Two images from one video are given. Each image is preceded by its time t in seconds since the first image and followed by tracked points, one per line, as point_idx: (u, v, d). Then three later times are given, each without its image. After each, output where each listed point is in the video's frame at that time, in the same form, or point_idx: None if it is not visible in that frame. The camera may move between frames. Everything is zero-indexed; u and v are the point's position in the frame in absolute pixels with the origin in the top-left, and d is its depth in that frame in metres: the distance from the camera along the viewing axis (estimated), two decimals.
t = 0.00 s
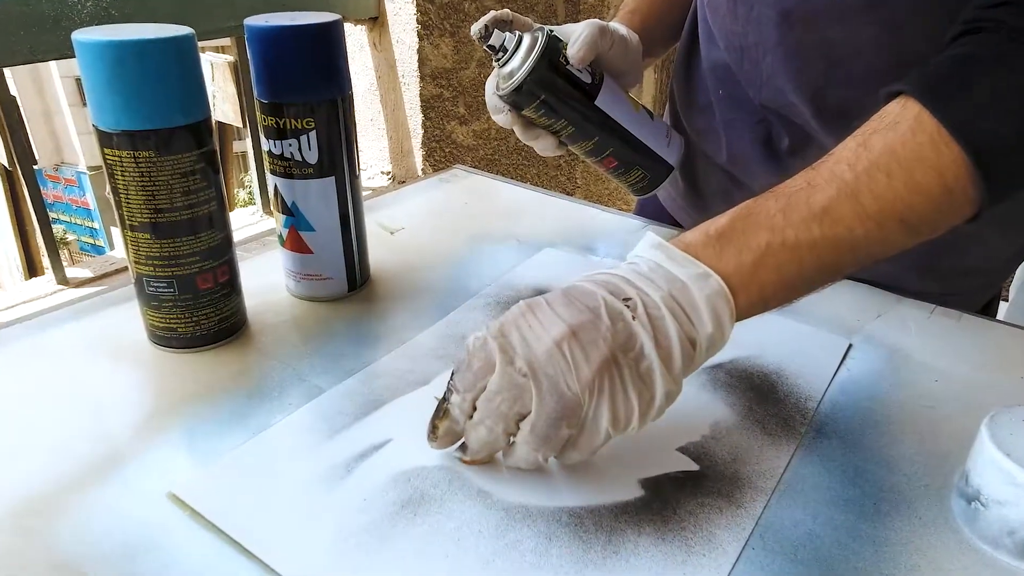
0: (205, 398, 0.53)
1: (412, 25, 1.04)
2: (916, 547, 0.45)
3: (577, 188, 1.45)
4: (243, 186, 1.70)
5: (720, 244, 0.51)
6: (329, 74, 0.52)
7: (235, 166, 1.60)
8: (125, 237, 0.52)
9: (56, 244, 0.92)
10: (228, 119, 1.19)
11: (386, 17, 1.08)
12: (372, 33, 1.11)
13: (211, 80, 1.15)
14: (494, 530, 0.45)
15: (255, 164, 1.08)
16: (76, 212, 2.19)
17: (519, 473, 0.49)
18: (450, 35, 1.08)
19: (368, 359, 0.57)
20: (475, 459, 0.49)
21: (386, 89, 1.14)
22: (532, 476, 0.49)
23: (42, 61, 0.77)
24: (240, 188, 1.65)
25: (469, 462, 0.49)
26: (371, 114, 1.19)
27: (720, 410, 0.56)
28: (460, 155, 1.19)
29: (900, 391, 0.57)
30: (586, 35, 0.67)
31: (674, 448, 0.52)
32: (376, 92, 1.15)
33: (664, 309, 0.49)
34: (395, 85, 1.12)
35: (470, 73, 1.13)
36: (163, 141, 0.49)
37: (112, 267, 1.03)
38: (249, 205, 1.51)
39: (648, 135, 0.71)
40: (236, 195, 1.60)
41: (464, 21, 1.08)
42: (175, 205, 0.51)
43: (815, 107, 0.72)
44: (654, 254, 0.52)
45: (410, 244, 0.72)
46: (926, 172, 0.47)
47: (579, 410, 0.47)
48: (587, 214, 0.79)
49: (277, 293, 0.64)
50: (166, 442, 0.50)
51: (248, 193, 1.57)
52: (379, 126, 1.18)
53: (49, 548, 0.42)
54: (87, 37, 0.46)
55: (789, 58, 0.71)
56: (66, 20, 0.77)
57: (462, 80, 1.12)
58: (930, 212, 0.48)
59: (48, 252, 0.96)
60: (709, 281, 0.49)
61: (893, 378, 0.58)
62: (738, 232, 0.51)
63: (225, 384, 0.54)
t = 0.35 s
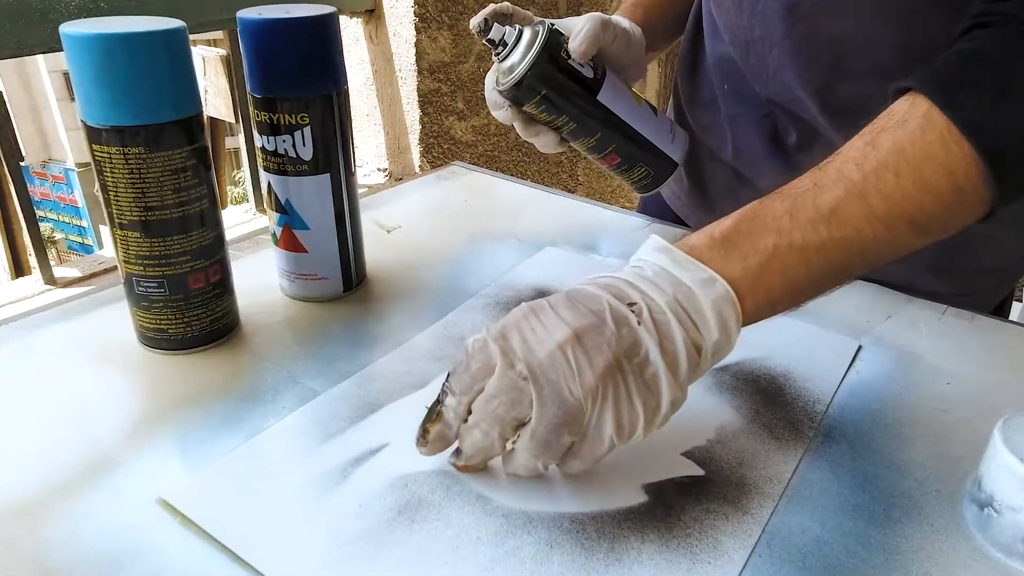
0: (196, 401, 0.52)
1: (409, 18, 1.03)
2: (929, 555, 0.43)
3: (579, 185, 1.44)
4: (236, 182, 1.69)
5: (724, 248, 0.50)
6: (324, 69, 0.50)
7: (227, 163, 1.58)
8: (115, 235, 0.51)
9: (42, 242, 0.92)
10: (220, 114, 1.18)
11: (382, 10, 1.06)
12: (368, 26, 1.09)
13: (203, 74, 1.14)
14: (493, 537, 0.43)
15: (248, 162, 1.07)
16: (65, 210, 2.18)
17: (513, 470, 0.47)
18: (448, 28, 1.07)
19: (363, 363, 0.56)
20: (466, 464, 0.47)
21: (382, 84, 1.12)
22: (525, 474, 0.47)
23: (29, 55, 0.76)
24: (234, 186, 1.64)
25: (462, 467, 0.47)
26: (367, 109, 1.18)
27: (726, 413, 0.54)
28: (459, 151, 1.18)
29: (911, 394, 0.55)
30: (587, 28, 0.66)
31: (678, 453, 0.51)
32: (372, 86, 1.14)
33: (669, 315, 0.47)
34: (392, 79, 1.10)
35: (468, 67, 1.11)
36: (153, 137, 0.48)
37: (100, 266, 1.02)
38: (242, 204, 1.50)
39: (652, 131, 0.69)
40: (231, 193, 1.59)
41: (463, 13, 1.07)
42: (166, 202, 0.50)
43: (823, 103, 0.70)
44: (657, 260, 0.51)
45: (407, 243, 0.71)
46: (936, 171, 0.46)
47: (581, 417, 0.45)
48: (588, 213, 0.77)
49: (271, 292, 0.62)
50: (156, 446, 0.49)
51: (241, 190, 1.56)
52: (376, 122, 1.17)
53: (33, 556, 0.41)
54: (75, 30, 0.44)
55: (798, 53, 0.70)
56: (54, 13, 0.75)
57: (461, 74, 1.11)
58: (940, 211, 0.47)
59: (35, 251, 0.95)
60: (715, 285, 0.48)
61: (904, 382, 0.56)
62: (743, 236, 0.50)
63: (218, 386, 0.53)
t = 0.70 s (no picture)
0: (188, 403, 0.50)
1: (407, 10, 1.01)
2: (944, 563, 0.42)
3: (581, 183, 1.43)
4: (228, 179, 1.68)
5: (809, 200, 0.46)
6: (320, 62, 0.49)
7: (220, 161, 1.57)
8: (104, 234, 0.49)
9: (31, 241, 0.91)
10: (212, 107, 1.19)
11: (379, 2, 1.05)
12: (364, 19, 1.08)
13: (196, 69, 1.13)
14: (493, 543, 0.42)
15: (242, 159, 1.06)
16: (53, 207, 2.16)
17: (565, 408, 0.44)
18: (446, 21, 1.05)
19: (359, 364, 0.54)
20: (516, 403, 0.44)
21: (379, 78, 1.11)
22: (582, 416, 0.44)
23: (16, 48, 0.75)
24: (228, 183, 1.62)
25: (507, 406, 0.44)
26: (363, 103, 1.16)
27: (730, 416, 0.52)
28: (456, 148, 1.17)
29: (922, 397, 0.54)
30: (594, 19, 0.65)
31: (682, 455, 0.49)
32: (369, 80, 1.13)
33: (746, 270, 0.44)
34: (389, 73, 1.09)
35: (467, 62, 1.09)
36: (143, 134, 0.47)
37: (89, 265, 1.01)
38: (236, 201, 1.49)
39: (672, 116, 0.68)
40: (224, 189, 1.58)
41: (461, 6, 1.05)
42: (157, 200, 0.48)
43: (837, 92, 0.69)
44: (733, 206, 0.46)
45: (404, 241, 0.70)
46: None
47: (644, 368, 0.42)
48: (590, 211, 0.76)
49: (266, 292, 0.61)
50: (146, 449, 0.47)
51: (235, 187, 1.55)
52: (372, 117, 1.16)
53: (18, 563, 0.40)
54: (63, 24, 0.43)
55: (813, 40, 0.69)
56: (41, 5, 0.74)
57: (459, 68, 1.09)
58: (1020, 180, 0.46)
59: (23, 250, 0.94)
60: (795, 242, 0.44)
61: (915, 384, 0.55)
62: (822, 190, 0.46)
63: (210, 389, 0.52)
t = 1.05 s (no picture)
0: (180, 407, 0.49)
1: (403, 4, 1.00)
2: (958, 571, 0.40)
3: (583, 179, 1.41)
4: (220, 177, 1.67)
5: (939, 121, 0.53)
6: (315, 56, 0.48)
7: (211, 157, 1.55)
8: (93, 233, 0.48)
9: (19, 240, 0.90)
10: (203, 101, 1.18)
11: None
12: (361, 12, 1.06)
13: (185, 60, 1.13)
14: (492, 550, 0.41)
15: (235, 156, 1.05)
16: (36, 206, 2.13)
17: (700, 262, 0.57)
18: (444, 15, 1.04)
19: (356, 366, 0.53)
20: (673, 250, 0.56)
21: (375, 72, 1.10)
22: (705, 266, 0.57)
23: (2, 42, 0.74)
24: (218, 181, 1.60)
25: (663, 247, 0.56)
26: (359, 98, 1.15)
27: (736, 418, 0.50)
28: (455, 144, 1.15)
29: (932, 400, 0.52)
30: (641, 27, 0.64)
31: (686, 458, 0.47)
32: (365, 74, 1.12)
33: (893, 182, 0.51)
34: (385, 67, 1.08)
35: (465, 56, 1.09)
36: (132, 130, 0.45)
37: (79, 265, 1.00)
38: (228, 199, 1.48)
39: (727, 104, 0.67)
40: (215, 187, 1.57)
41: None
42: (147, 197, 0.47)
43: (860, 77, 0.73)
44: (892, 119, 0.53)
45: (402, 240, 0.68)
46: None
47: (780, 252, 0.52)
48: (591, 210, 0.74)
49: (258, 292, 0.60)
50: (137, 454, 0.46)
51: (226, 184, 1.54)
52: (368, 113, 1.15)
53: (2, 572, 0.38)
54: (50, 17, 0.42)
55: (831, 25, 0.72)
56: None
57: (458, 62, 1.09)
58: None
59: (11, 250, 0.93)
60: (946, 162, 0.51)
61: (925, 386, 0.53)
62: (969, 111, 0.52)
63: (202, 391, 0.50)
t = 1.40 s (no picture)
0: (171, 410, 0.48)
1: None
2: None
3: (584, 177, 1.39)
4: (212, 174, 1.66)
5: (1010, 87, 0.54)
6: (310, 50, 0.47)
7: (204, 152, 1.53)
8: (82, 232, 0.47)
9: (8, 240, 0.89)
10: (194, 96, 1.17)
11: None
12: (356, 6, 1.06)
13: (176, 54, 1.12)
14: (492, 558, 0.39)
15: (226, 151, 1.04)
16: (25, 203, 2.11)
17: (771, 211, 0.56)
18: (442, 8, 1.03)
19: (352, 368, 0.52)
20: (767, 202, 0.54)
21: (370, 66, 1.09)
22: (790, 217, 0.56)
23: None
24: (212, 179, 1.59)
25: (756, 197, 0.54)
26: (354, 93, 1.14)
27: (742, 421, 0.49)
28: (453, 141, 1.14)
29: (944, 403, 0.51)
30: None
31: (691, 463, 0.46)
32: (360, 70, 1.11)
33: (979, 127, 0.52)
34: (381, 61, 1.08)
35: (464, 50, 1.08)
36: (123, 126, 0.44)
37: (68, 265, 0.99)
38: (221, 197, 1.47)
39: (633, 100, 0.65)
40: (207, 185, 1.56)
41: None
42: (138, 195, 0.46)
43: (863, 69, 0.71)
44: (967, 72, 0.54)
45: (400, 239, 0.67)
46: None
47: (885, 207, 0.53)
48: (593, 208, 0.73)
49: (252, 293, 0.59)
50: (129, 457, 0.45)
51: (219, 182, 1.53)
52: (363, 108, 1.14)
53: None
54: (39, 9, 0.41)
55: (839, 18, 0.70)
56: None
57: (456, 56, 1.07)
58: None
59: None
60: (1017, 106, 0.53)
61: (937, 389, 0.52)
62: None
63: (195, 394, 0.49)
